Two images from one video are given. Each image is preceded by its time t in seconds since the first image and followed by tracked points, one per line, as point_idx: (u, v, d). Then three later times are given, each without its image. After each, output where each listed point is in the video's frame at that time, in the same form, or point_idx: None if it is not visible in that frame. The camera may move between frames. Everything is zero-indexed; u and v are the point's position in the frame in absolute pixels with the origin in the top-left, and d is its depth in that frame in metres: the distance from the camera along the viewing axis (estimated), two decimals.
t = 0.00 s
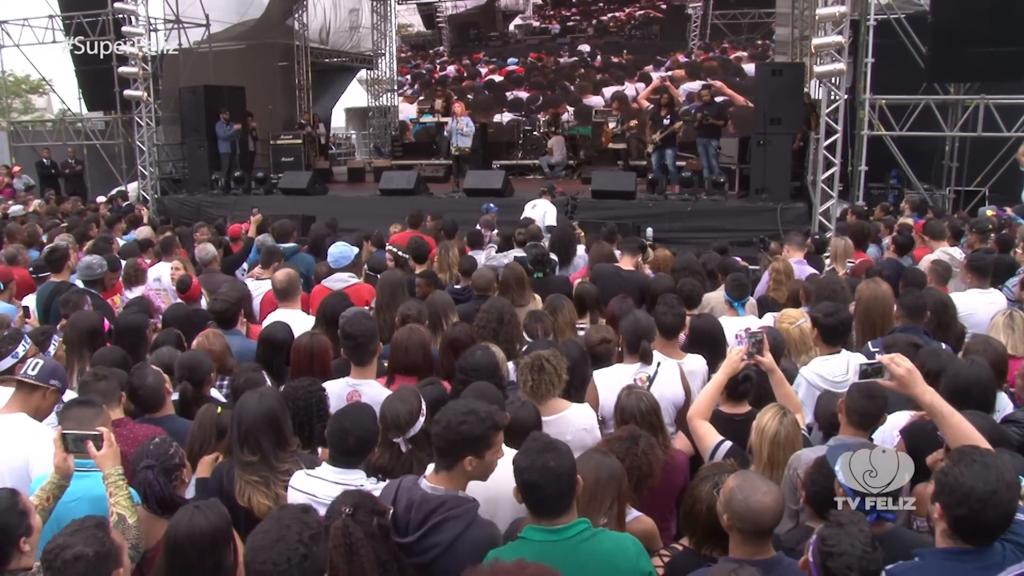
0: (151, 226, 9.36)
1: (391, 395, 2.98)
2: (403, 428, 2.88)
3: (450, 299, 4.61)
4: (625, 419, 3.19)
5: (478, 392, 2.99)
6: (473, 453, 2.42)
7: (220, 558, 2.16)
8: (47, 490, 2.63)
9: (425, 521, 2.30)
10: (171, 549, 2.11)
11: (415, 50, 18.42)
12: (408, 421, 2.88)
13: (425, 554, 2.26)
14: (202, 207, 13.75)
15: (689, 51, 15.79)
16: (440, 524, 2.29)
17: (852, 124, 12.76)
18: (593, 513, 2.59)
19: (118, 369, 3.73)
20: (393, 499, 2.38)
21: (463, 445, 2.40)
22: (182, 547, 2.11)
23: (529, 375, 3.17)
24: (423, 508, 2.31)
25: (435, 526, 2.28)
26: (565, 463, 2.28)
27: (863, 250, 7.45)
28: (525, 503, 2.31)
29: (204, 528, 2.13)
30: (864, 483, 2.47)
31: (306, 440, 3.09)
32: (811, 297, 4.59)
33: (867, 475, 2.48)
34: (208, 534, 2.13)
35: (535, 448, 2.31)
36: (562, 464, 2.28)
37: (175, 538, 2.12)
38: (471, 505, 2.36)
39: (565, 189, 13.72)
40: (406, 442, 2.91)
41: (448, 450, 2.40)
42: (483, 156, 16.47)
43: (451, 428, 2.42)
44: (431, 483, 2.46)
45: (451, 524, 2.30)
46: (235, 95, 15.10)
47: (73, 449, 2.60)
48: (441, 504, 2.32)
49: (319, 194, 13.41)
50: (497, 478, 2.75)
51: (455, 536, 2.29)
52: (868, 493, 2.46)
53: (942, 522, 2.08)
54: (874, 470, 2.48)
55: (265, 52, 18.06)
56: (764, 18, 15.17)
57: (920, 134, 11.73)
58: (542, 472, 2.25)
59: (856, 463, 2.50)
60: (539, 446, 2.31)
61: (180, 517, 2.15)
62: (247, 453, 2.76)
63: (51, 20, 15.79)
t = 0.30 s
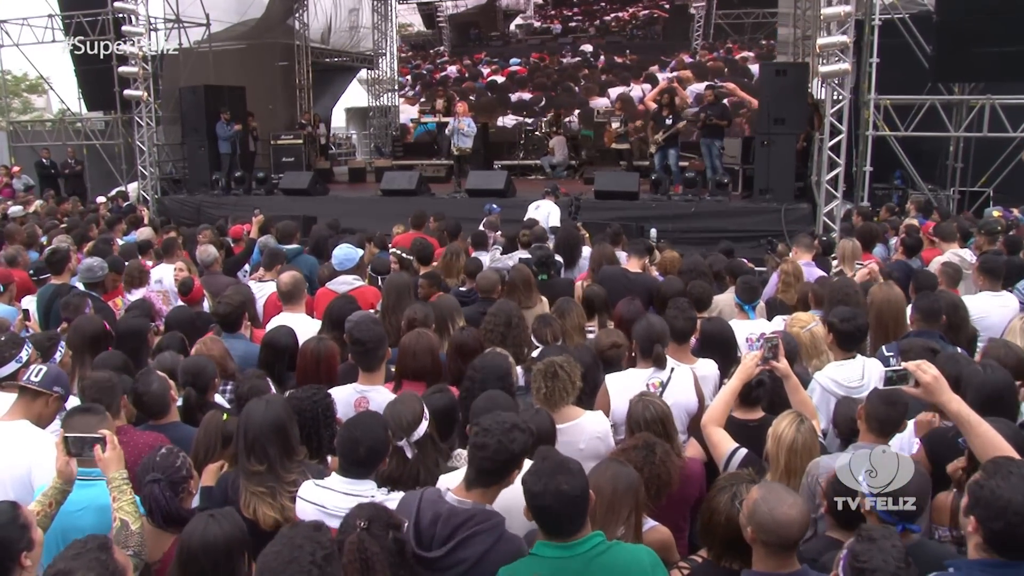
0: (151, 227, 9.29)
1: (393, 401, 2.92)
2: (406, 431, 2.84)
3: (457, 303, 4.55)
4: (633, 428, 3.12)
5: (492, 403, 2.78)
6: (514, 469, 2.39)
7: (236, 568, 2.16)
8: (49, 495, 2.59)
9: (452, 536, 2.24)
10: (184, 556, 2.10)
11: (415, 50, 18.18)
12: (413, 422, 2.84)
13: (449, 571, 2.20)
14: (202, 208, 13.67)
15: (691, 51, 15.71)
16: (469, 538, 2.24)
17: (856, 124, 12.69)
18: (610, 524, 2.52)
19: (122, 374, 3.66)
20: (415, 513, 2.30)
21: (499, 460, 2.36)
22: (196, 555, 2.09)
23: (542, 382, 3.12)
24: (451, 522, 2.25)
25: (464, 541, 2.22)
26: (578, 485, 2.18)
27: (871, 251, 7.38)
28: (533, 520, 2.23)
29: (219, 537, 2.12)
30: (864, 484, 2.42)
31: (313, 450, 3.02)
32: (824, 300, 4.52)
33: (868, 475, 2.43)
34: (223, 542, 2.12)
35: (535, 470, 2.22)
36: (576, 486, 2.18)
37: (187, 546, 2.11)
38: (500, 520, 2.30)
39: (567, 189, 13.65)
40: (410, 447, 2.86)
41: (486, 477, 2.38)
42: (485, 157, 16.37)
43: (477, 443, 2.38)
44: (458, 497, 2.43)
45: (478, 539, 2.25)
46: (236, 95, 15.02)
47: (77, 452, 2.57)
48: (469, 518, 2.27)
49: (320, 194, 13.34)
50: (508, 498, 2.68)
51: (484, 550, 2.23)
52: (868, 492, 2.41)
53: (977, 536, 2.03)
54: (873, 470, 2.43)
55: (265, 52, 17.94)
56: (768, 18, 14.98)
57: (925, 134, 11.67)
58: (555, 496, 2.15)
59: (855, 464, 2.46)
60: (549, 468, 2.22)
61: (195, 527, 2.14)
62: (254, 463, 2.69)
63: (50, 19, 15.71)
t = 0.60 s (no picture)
0: (151, 228, 9.21)
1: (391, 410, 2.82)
2: (409, 435, 2.73)
3: (464, 306, 4.47)
4: (646, 437, 3.06)
5: (502, 419, 2.66)
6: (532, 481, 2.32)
7: None
8: (48, 503, 2.51)
9: (476, 550, 2.17)
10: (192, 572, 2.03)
11: (414, 50, 18.18)
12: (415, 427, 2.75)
13: None
14: (202, 208, 13.57)
15: (693, 51, 15.65)
16: (493, 553, 2.17)
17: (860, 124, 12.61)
18: (627, 538, 2.45)
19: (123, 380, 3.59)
20: (437, 527, 2.24)
21: (521, 475, 2.31)
22: (205, 570, 2.02)
23: (556, 390, 3.05)
24: (475, 536, 2.19)
25: (489, 555, 2.16)
26: (592, 504, 2.10)
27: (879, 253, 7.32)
28: (542, 536, 2.15)
29: (228, 550, 2.05)
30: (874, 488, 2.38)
31: (318, 460, 2.94)
32: (838, 303, 4.46)
33: (868, 477, 2.40)
34: (232, 555, 2.05)
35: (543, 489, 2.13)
36: (589, 505, 2.09)
37: (196, 560, 2.04)
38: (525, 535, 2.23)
39: (568, 189, 13.59)
40: (416, 453, 2.77)
41: (517, 491, 2.31)
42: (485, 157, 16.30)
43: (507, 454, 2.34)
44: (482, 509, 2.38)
45: (504, 554, 2.17)
46: (235, 95, 14.92)
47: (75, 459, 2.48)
48: (495, 531, 2.20)
49: (320, 195, 13.25)
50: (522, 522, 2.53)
51: (510, 565, 2.17)
52: (869, 494, 2.38)
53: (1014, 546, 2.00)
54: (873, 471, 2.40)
55: (264, 51, 17.82)
56: (770, 18, 14.96)
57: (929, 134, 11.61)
58: (568, 516, 2.07)
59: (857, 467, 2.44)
60: (561, 486, 2.12)
61: (204, 538, 2.08)
62: (254, 474, 2.61)
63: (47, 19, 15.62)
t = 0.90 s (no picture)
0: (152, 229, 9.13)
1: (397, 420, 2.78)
2: (419, 443, 2.67)
3: (471, 308, 4.41)
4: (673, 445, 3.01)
5: (517, 428, 2.60)
6: (546, 494, 2.27)
7: None
8: (49, 515, 2.44)
9: (493, 567, 2.10)
10: None
11: (415, 49, 17.96)
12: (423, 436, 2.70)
13: None
14: (202, 208, 13.48)
15: (697, 50, 15.63)
16: (512, 570, 2.09)
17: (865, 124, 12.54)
18: (646, 552, 2.38)
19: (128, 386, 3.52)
20: (454, 541, 2.18)
21: (543, 491, 2.26)
22: None
23: (573, 397, 3.01)
24: (493, 552, 2.11)
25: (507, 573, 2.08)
26: (607, 519, 2.05)
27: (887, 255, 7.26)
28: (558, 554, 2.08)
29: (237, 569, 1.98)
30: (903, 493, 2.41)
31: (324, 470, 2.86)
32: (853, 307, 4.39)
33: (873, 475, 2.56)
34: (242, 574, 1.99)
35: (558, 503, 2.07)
36: (605, 520, 2.04)
37: None
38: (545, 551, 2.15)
39: (572, 190, 13.53)
40: (426, 462, 2.71)
41: (535, 507, 2.27)
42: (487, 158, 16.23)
43: (527, 466, 2.29)
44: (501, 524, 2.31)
45: (525, 571, 2.09)
46: (236, 96, 14.84)
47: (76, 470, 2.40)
48: (514, 548, 2.12)
49: (321, 195, 13.17)
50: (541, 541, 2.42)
51: None
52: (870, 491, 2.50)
53: None
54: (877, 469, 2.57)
55: (265, 51, 17.73)
56: (774, 18, 14.93)
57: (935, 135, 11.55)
58: (583, 532, 2.02)
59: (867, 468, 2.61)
60: (576, 501, 2.06)
61: (211, 557, 2.01)
62: (251, 483, 2.52)
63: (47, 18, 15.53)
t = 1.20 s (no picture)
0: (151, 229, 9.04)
1: (423, 427, 2.74)
2: (442, 457, 2.64)
3: (478, 311, 4.34)
4: (695, 455, 2.96)
5: (534, 437, 2.54)
6: (563, 511, 2.19)
7: None
8: (49, 527, 2.37)
9: None
10: None
11: (413, 48, 18.05)
12: (442, 451, 2.63)
13: None
14: (202, 208, 13.39)
15: (700, 50, 15.61)
16: None
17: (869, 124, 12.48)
18: (666, 566, 2.31)
19: (128, 392, 3.44)
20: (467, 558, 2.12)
21: (560, 508, 2.18)
22: None
23: (587, 404, 2.97)
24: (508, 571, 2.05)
25: None
26: (632, 538, 1.99)
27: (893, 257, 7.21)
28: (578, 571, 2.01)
29: None
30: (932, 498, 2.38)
31: (330, 480, 2.79)
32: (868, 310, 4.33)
33: (869, 475, 2.73)
34: None
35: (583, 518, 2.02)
36: (630, 539, 1.98)
37: None
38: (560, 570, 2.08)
39: (574, 190, 13.47)
40: (447, 473, 2.67)
41: (550, 525, 2.20)
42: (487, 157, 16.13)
43: (541, 484, 2.21)
44: (513, 543, 2.24)
45: None
46: (236, 96, 14.75)
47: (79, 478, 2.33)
48: (528, 567, 2.05)
49: (321, 195, 13.06)
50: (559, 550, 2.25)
51: None
52: (867, 493, 2.71)
53: None
54: (873, 470, 2.74)
55: (265, 50, 17.63)
56: (777, 17, 14.98)
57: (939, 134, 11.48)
58: (608, 549, 1.95)
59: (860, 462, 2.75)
60: (602, 517, 2.01)
61: None
62: (257, 495, 2.45)
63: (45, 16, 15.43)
